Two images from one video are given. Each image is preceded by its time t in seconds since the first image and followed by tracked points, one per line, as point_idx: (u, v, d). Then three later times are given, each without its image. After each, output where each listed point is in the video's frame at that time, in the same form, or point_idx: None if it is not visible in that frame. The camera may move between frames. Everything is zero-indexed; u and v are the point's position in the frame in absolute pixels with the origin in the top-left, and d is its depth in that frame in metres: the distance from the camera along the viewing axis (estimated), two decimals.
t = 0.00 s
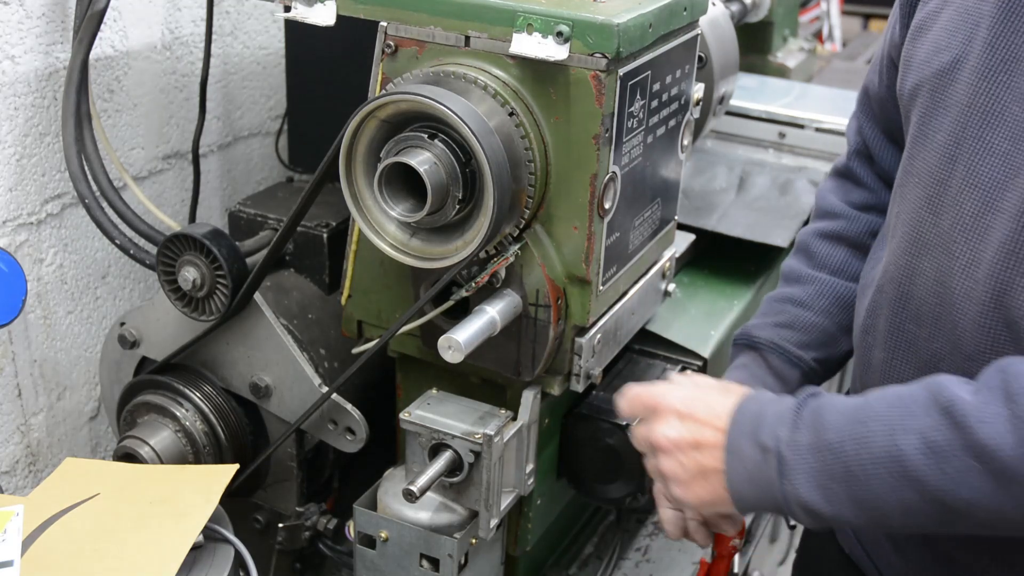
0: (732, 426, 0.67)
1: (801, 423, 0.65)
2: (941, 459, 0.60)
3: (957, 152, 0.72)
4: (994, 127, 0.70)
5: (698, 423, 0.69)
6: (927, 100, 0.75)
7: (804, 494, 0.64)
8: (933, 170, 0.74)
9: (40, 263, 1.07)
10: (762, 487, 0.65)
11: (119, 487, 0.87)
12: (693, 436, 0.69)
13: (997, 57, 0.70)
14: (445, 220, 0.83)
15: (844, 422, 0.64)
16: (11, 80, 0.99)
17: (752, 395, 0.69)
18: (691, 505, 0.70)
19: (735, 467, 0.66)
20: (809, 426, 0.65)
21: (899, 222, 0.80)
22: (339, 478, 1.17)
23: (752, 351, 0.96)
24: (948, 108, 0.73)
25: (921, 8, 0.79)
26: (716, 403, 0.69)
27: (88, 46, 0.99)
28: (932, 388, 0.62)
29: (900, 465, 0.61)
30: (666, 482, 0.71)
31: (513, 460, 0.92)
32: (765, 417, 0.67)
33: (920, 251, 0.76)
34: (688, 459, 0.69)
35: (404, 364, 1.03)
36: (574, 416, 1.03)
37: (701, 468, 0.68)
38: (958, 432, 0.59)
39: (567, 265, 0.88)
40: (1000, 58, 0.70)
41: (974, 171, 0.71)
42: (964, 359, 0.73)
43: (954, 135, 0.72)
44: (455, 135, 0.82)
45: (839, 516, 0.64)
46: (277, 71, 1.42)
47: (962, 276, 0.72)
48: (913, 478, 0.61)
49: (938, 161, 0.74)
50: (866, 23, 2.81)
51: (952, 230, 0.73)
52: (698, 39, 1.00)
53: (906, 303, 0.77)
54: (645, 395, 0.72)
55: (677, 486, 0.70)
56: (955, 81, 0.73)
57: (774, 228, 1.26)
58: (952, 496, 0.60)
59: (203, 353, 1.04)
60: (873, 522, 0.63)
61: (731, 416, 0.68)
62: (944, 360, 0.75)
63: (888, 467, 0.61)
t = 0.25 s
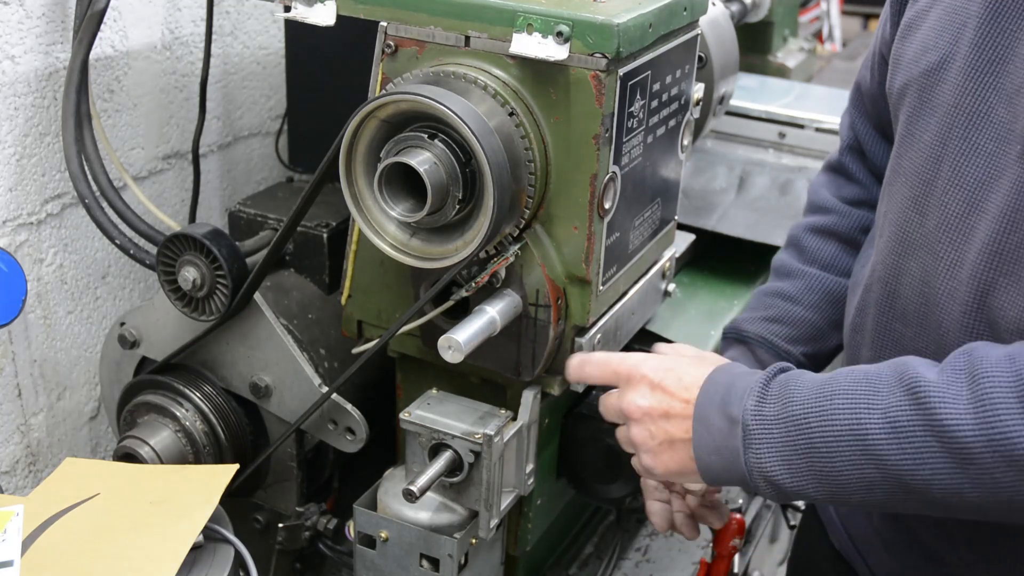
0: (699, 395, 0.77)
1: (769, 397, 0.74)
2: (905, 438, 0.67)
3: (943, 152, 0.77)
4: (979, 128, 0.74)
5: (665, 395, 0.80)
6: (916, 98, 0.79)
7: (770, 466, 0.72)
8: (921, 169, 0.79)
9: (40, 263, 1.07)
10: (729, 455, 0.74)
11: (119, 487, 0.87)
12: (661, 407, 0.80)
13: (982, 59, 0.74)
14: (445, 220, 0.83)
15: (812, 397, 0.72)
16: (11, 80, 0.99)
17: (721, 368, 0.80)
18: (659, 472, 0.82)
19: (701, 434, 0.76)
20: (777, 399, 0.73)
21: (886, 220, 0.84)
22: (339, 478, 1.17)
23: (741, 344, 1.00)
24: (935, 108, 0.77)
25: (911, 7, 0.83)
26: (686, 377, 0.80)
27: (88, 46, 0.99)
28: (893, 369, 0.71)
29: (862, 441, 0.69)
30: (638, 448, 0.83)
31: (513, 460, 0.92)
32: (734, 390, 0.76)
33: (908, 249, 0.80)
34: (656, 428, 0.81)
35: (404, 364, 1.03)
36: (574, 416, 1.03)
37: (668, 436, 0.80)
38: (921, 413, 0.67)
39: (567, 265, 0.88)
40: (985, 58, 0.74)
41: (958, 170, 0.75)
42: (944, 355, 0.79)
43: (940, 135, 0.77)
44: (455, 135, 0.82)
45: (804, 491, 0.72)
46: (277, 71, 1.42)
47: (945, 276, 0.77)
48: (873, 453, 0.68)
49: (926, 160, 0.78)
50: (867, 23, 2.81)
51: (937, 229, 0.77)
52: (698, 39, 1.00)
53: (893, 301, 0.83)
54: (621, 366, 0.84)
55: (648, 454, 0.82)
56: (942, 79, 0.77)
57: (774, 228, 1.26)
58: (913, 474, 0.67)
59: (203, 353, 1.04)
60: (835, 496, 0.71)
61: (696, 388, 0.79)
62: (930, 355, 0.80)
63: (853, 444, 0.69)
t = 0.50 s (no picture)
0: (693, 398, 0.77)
1: (762, 404, 0.74)
2: (895, 449, 0.68)
3: (935, 156, 0.77)
4: (971, 132, 0.74)
5: (658, 401, 0.80)
6: (909, 100, 0.79)
7: (763, 473, 0.73)
8: (913, 172, 0.79)
9: (40, 263, 1.07)
10: (721, 460, 0.74)
11: (119, 487, 0.87)
12: (655, 414, 0.80)
13: (975, 63, 0.74)
14: (445, 220, 0.83)
15: (804, 405, 0.72)
16: (11, 80, 0.99)
17: (711, 370, 0.79)
18: (653, 475, 0.82)
19: (696, 439, 0.75)
20: (770, 406, 0.74)
21: (879, 221, 0.84)
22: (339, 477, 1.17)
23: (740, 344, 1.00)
24: (928, 111, 0.77)
25: (907, 6, 0.83)
26: (677, 380, 0.80)
27: (88, 46, 0.99)
28: (885, 377, 0.71)
29: (853, 452, 0.69)
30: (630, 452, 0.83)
31: (513, 460, 0.92)
32: (728, 393, 0.76)
33: (899, 252, 0.81)
34: (650, 434, 0.80)
35: (404, 364, 1.03)
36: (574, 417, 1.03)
37: (663, 442, 0.79)
38: (911, 424, 0.67)
39: (567, 265, 0.88)
40: (978, 62, 0.74)
41: (949, 175, 0.75)
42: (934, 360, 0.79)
43: (932, 138, 0.77)
44: (455, 135, 0.82)
45: (796, 496, 0.72)
46: (277, 71, 1.42)
47: (935, 280, 0.77)
48: (864, 462, 0.69)
49: (918, 163, 0.78)
50: (867, 23, 2.81)
51: (928, 233, 0.77)
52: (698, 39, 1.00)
53: (884, 304, 0.83)
54: (609, 373, 0.82)
55: (642, 459, 0.82)
56: (935, 82, 0.77)
57: (774, 228, 1.26)
58: (903, 485, 0.68)
59: (203, 353, 1.04)
60: (826, 502, 0.72)
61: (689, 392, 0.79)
62: (921, 358, 0.81)
63: (844, 453, 0.69)
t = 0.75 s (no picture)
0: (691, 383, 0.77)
1: (755, 394, 0.74)
2: (881, 448, 0.68)
3: (930, 164, 0.77)
4: (966, 141, 0.74)
5: (658, 386, 0.80)
6: (906, 106, 0.79)
7: (752, 462, 0.73)
8: (908, 179, 0.79)
9: (40, 263, 1.07)
10: (712, 445, 0.75)
11: (119, 487, 0.87)
12: (654, 398, 0.80)
13: (972, 71, 0.74)
14: (445, 220, 0.83)
15: (796, 398, 0.72)
16: (11, 80, 0.99)
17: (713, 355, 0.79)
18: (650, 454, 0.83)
19: (690, 424, 0.76)
20: (763, 397, 0.74)
21: (876, 225, 0.85)
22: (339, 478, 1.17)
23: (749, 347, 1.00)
24: (925, 118, 0.77)
25: (906, 8, 0.83)
26: (679, 365, 0.80)
27: (88, 47, 0.99)
28: (877, 375, 0.71)
29: (840, 448, 0.69)
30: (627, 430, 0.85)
31: (513, 460, 0.92)
32: (725, 380, 0.76)
33: (894, 257, 0.81)
34: (648, 416, 0.81)
35: (404, 364, 1.03)
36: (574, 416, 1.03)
37: (660, 425, 0.81)
38: (899, 424, 0.67)
39: (567, 265, 0.88)
40: (973, 71, 0.74)
41: (942, 183, 0.76)
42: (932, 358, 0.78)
43: (928, 146, 0.76)
44: (455, 135, 0.82)
45: (782, 486, 0.73)
46: (278, 71, 1.42)
47: (926, 288, 0.77)
48: (850, 458, 0.69)
49: (913, 169, 0.78)
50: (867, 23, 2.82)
51: (922, 241, 0.77)
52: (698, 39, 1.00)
53: (878, 310, 0.83)
54: (614, 356, 0.82)
55: (642, 438, 0.83)
56: (932, 88, 0.77)
57: (775, 228, 1.26)
58: (887, 482, 0.68)
59: (203, 353, 1.04)
60: (812, 494, 0.72)
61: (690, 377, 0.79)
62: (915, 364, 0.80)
63: (831, 449, 0.70)
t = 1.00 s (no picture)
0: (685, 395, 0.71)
1: (748, 409, 0.68)
2: (882, 470, 0.62)
3: (930, 178, 0.75)
4: (966, 156, 0.73)
5: (653, 397, 0.75)
6: (906, 121, 0.78)
7: (749, 478, 0.67)
8: (907, 193, 0.77)
9: (40, 263, 1.07)
10: (708, 458, 0.69)
11: (119, 487, 0.87)
12: (648, 408, 0.75)
13: (971, 84, 0.72)
14: (445, 220, 0.83)
15: (792, 415, 0.66)
16: (11, 80, 0.99)
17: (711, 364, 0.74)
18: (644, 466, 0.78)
19: (684, 437, 0.70)
20: (757, 413, 0.68)
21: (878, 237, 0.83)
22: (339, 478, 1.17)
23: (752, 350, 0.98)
24: (925, 131, 0.76)
25: (904, 16, 0.82)
26: (674, 375, 0.74)
27: (88, 47, 0.99)
28: (876, 393, 0.65)
29: (839, 466, 0.64)
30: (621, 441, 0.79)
31: (512, 460, 0.92)
32: (718, 394, 0.70)
33: (895, 271, 0.80)
34: (641, 427, 0.76)
35: (404, 364, 1.03)
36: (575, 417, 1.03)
37: (654, 436, 0.75)
38: (899, 444, 0.62)
39: (567, 265, 0.88)
40: (973, 85, 0.72)
41: (943, 200, 0.74)
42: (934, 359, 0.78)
43: (926, 159, 0.75)
44: (455, 136, 0.82)
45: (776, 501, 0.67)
46: (277, 71, 1.42)
47: (927, 303, 0.76)
48: (849, 478, 0.63)
49: (912, 183, 0.77)
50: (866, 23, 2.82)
51: (923, 256, 0.76)
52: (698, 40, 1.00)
53: (879, 322, 0.82)
54: (606, 364, 0.76)
55: (636, 449, 0.78)
56: (931, 103, 0.76)
57: (775, 228, 1.26)
58: (886, 503, 0.63)
59: (203, 353, 1.04)
60: (807, 510, 0.66)
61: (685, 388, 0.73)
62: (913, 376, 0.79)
63: (829, 468, 0.64)
